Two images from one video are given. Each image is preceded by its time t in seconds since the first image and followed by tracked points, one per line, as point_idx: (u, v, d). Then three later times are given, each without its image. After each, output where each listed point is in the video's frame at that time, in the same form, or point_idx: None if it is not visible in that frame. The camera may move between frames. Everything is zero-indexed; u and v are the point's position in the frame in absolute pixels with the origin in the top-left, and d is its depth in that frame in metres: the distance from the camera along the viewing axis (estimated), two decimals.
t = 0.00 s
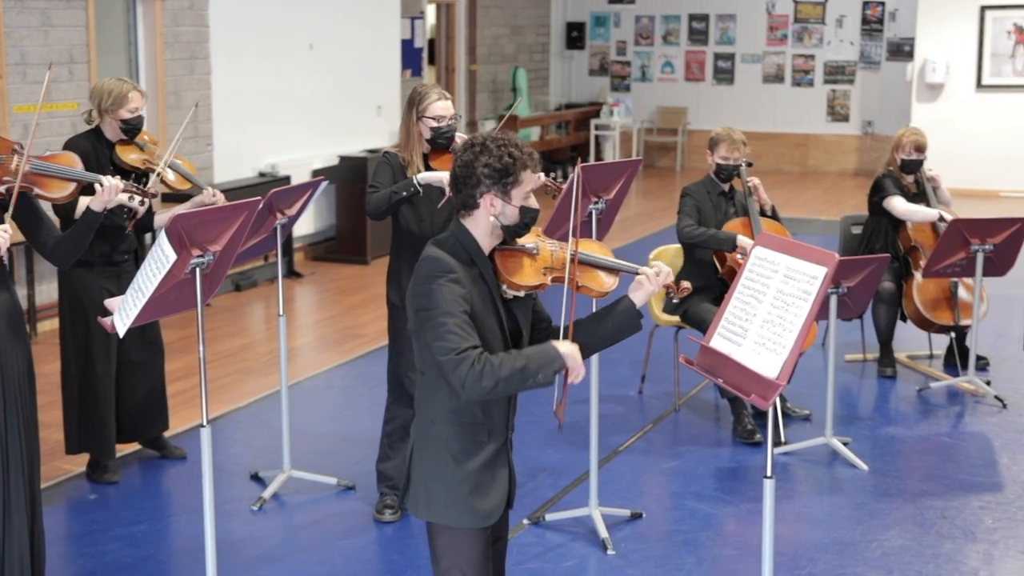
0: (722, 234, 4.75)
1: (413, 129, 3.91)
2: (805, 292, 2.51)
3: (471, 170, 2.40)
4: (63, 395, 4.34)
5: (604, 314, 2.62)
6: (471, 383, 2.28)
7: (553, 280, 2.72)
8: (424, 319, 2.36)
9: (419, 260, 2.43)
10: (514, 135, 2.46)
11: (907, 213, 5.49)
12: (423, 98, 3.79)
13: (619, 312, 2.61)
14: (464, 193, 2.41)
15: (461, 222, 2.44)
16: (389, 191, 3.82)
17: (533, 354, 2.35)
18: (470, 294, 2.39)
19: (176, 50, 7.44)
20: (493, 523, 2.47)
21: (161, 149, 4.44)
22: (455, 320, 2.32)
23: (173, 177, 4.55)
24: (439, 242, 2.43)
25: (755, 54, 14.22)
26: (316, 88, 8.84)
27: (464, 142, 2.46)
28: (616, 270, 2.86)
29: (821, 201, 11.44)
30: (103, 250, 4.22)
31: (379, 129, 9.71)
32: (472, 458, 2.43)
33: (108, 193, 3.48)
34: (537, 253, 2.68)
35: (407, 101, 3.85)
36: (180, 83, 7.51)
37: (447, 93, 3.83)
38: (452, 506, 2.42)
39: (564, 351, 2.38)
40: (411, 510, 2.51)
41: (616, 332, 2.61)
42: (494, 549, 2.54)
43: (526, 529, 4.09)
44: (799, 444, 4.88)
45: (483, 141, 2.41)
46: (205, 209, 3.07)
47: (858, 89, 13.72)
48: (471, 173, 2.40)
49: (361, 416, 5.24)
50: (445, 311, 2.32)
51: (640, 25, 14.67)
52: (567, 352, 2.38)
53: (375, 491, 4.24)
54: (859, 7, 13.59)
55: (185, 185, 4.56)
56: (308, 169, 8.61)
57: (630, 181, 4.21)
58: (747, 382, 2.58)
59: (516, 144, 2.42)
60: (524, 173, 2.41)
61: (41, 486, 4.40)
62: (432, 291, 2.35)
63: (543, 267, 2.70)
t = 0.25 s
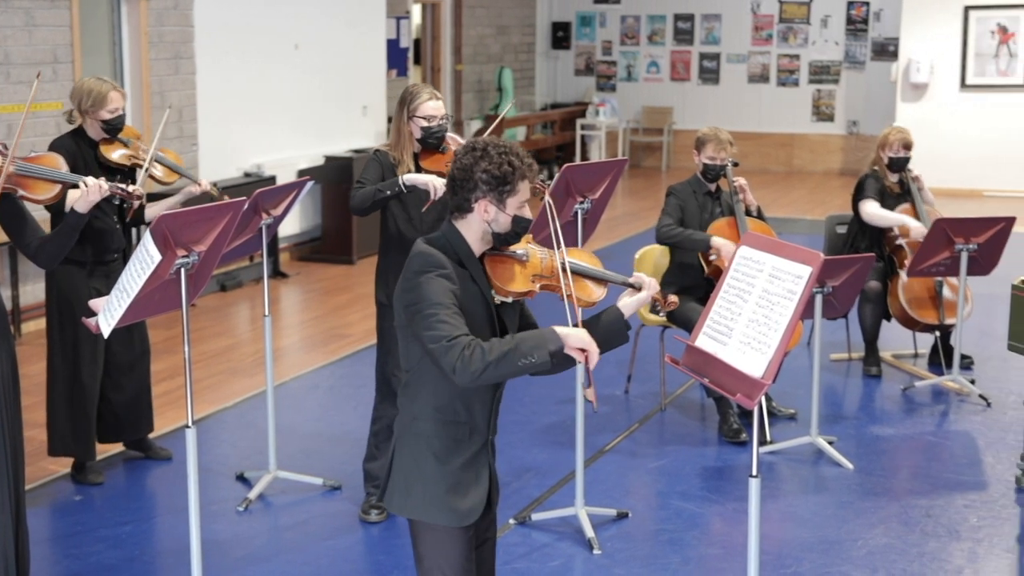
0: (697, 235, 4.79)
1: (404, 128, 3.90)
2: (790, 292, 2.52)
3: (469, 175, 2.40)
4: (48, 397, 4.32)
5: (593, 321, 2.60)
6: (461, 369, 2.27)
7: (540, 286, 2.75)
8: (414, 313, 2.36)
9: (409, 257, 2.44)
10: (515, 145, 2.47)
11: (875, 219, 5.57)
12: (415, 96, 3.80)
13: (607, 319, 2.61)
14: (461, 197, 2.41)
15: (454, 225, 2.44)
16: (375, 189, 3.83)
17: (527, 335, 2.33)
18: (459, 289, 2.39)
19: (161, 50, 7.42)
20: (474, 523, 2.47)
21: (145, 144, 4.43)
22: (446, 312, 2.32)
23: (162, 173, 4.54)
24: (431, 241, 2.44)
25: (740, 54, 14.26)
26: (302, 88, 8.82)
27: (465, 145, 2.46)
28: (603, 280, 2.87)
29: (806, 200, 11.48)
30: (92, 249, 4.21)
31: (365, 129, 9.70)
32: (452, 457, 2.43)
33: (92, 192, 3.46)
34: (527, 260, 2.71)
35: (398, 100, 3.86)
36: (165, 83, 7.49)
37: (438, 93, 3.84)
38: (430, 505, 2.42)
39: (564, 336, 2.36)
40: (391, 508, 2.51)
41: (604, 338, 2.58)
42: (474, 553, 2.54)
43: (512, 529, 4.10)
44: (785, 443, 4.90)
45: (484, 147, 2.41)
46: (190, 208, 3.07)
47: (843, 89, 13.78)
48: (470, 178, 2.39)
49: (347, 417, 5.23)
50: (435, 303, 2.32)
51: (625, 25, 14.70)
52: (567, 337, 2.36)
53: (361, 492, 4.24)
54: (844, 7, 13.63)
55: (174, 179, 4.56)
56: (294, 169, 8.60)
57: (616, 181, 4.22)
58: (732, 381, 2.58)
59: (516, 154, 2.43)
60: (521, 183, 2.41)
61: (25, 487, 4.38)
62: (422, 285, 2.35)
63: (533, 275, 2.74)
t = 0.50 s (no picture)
0: (680, 247, 4.83)
1: (388, 128, 3.90)
2: (773, 290, 2.53)
3: (455, 171, 2.40)
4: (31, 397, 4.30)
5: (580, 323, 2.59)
6: (450, 365, 2.27)
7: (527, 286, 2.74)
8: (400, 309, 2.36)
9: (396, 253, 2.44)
10: (502, 142, 2.47)
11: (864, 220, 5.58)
12: (399, 97, 3.80)
13: (593, 320, 2.60)
14: (446, 194, 2.41)
15: (440, 222, 2.44)
16: (359, 188, 3.82)
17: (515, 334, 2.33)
18: (446, 287, 2.40)
19: (143, 50, 7.40)
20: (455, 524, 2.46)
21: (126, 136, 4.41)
22: (434, 308, 2.32)
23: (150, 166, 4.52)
24: (418, 238, 2.44)
25: (723, 54, 14.30)
26: (286, 88, 8.81)
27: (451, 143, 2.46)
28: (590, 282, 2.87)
29: (790, 200, 11.52)
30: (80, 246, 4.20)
31: (348, 129, 9.69)
32: (436, 456, 2.43)
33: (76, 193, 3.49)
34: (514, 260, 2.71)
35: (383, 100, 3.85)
36: (148, 83, 7.46)
37: (423, 93, 3.85)
38: (413, 504, 2.41)
39: (548, 331, 2.36)
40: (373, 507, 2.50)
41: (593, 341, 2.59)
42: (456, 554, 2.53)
43: (497, 529, 4.10)
44: (768, 442, 4.92)
45: (470, 144, 2.42)
46: (172, 209, 3.06)
47: (826, 89, 13.83)
48: (456, 174, 2.40)
49: (331, 417, 5.23)
50: (422, 299, 2.33)
51: (609, 25, 14.72)
52: (551, 335, 2.36)
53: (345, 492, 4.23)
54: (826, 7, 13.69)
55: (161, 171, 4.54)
56: (278, 169, 8.58)
57: (600, 180, 4.22)
58: (716, 380, 2.59)
59: (503, 151, 2.43)
60: (507, 180, 2.41)
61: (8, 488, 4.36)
62: (410, 280, 2.36)
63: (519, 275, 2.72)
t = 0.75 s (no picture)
0: (668, 223, 4.82)
1: (370, 128, 3.89)
2: (757, 290, 2.54)
3: (448, 178, 2.39)
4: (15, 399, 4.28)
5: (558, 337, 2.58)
6: (424, 382, 2.27)
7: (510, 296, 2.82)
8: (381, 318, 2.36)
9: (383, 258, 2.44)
10: (496, 151, 2.47)
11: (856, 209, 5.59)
12: (381, 97, 3.81)
13: (576, 336, 2.58)
14: (438, 200, 2.41)
15: (430, 227, 2.44)
16: (341, 188, 3.81)
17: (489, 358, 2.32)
18: (428, 297, 2.39)
19: (126, 50, 7.37)
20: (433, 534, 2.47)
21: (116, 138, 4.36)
22: (413, 321, 2.32)
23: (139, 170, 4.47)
24: (406, 244, 2.43)
25: (707, 54, 14.33)
26: (270, 88, 8.79)
27: (445, 148, 2.45)
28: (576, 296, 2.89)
29: (774, 199, 11.55)
30: (66, 245, 4.18)
31: (333, 129, 9.67)
32: (416, 465, 2.42)
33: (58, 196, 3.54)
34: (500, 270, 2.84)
35: (365, 98, 3.85)
36: (132, 83, 7.44)
37: (404, 93, 3.86)
38: (390, 513, 2.42)
39: (529, 358, 2.33)
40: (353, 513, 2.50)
41: (568, 356, 2.57)
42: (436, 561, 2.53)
43: (481, 529, 4.11)
44: (753, 441, 4.94)
45: (464, 151, 2.42)
46: (156, 209, 3.05)
47: (809, 89, 13.88)
48: (448, 181, 2.39)
49: (316, 418, 5.22)
50: (402, 310, 2.32)
51: (593, 25, 14.74)
52: (531, 358, 2.33)
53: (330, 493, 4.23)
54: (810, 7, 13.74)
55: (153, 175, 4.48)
56: (262, 169, 8.56)
57: (584, 180, 4.23)
58: (700, 380, 2.60)
59: (496, 160, 2.43)
60: (500, 190, 2.41)
61: None
62: (390, 290, 2.35)
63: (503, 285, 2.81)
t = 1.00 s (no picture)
0: (653, 226, 4.84)
1: (347, 130, 3.92)
2: (740, 289, 2.55)
3: (439, 193, 2.37)
4: None
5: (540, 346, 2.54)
6: (433, 389, 2.29)
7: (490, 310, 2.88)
8: (368, 325, 2.36)
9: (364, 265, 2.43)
10: (490, 165, 2.45)
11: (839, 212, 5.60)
12: (358, 97, 3.81)
13: (557, 348, 2.53)
14: (427, 213, 2.39)
15: (417, 238, 2.43)
16: (321, 188, 3.80)
17: (487, 351, 2.38)
18: (415, 303, 2.40)
19: (109, 50, 7.34)
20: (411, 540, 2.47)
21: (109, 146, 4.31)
22: (407, 327, 2.34)
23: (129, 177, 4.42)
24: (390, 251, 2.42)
25: (691, 54, 14.37)
26: (253, 88, 8.76)
27: (438, 159, 2.43)
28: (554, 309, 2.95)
29: (757, 199, 11.59)
30: (44, 246, 4.16)
31: (316, 129, 9.65)
32: (396, 473, 2.42)
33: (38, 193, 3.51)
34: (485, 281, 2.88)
35: (341, 100, 3.86)
36: (115, 83, 7.41)
37: (381, 93, 3.85)
38: (372, 520, 2.41)
39: (518, 344, 2.41)
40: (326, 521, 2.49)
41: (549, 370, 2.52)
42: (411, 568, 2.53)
43: (466, 529, 4.11)
44: (736, 441, 4.95)
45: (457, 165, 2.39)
46: (139, 209, 3.04)
47: (792, 88, 13.93)
48: (439, 196, 2.37)
49: (300, 418, 5.21)
50: (393, 319, 2.33)
51: (577, 25, 14.76)
52: (518, 343, 2.41)
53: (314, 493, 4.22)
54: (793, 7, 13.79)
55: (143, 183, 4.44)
56: (245, 169, 8.54)
57: (568, 179, 4.24)
58: (684, 379, 2.60)
59: (489, 177, 2.41)
60: (490, 208, 2.40)
61: None
62: (378, 296, 2.35)
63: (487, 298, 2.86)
